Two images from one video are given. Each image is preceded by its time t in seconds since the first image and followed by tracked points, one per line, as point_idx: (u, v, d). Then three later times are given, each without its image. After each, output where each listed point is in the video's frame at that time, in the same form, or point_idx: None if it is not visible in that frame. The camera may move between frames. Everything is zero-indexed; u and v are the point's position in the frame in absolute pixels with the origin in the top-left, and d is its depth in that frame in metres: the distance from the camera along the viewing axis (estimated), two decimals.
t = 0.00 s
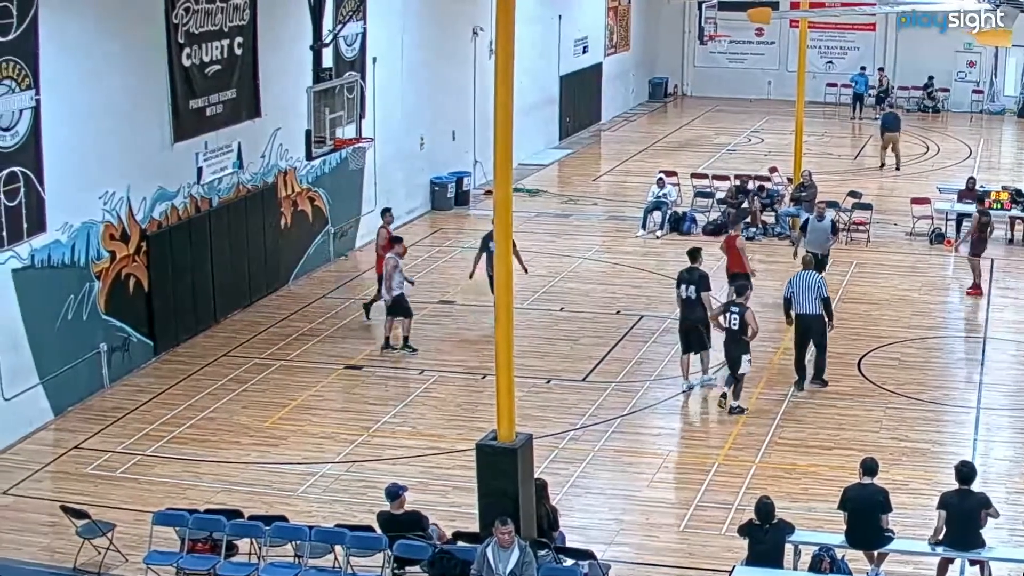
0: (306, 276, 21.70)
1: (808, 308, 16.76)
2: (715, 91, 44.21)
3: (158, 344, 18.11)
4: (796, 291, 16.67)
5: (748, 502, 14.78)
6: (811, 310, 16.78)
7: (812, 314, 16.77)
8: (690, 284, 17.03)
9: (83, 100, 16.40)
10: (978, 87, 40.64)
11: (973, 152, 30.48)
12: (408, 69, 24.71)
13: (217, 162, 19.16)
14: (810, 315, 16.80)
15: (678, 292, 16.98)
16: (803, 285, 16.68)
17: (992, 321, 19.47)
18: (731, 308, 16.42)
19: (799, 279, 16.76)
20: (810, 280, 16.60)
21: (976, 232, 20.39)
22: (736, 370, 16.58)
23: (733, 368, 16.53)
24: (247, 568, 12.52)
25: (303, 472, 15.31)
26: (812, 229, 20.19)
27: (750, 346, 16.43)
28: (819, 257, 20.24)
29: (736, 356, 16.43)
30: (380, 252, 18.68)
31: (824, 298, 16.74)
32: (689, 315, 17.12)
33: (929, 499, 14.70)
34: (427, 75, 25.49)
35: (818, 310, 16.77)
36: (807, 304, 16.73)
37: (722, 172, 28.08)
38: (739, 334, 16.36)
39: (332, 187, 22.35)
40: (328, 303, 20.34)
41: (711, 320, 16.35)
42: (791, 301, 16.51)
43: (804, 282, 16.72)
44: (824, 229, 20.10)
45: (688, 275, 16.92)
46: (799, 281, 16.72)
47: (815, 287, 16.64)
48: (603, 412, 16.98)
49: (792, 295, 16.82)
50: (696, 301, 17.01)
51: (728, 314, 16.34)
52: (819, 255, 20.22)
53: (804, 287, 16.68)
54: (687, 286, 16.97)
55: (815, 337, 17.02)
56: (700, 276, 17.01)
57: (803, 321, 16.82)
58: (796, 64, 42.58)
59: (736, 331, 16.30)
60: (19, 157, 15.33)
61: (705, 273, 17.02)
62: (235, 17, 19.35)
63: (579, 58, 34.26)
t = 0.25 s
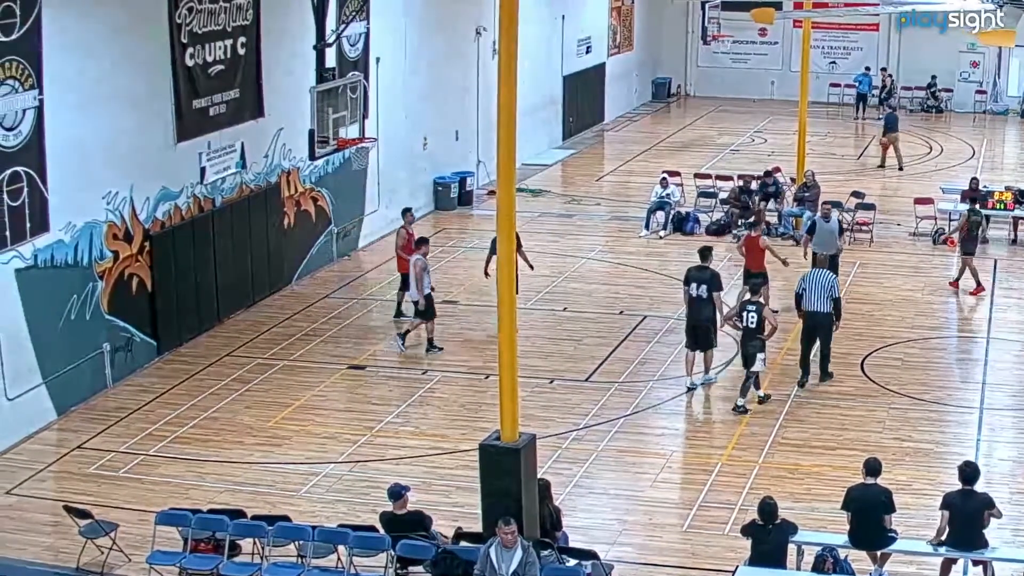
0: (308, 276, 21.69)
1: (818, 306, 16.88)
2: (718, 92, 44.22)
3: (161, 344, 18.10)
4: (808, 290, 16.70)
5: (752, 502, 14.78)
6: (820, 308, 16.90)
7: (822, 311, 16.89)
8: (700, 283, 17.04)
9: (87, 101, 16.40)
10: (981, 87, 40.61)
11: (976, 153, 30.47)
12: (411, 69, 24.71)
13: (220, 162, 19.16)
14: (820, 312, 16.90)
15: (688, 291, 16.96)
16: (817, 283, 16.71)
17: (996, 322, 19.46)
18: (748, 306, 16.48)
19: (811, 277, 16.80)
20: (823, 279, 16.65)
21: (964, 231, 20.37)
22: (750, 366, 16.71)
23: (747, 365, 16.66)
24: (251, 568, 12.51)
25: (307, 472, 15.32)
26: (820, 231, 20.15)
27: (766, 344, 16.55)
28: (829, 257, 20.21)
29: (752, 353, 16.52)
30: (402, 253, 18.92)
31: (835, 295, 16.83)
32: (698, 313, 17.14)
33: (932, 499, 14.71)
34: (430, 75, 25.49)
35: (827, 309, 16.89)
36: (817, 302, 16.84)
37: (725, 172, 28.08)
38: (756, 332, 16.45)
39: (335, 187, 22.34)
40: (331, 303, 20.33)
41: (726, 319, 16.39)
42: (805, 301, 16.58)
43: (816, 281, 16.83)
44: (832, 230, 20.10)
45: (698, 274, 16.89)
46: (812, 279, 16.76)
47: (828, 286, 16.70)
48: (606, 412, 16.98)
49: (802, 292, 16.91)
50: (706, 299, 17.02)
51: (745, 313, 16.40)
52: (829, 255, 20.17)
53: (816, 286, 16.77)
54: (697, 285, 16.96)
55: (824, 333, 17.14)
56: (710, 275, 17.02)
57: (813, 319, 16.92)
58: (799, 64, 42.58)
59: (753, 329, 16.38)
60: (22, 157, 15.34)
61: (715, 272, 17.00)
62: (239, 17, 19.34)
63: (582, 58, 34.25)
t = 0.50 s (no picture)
0: (304, 276, 21.67)
1: (820, 301, 17.13)
2: (714, 91, 44.20)
3: (158, 344, 18.09)
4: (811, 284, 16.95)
5: (748, 501, 14.79)
6: (822, 303, 17.12)
7: (823, 306, 17.12)
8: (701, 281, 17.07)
9: (83, 101, 16.39)
10: (977, 87, 40.66)
11: (972, 152, 30.49)
12: (407, 69, 24.70)
13: (216, 162, 19.15)
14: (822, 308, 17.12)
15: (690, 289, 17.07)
16: (819, 277, 17.00)
17: (992, 321, 19.47)
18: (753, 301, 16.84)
19: (813, 273, 17.06)
20: (826, 273, 16.97)
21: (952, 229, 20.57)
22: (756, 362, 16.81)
23: (753, 360, 16.78)
24: (247, 569, 12.51)
25: (303, 472, 15.32)
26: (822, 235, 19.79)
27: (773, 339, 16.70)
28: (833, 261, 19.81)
29: (756, 348, 16.69)
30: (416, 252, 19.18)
31: (837, 292, 17.08)
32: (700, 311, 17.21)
33: (928, 499, 14.71)
34: (426, 75, 25.48)
35: (829, 304, 17.11)
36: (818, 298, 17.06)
37: (721, 172, 28.09)
38: (760, 326, 16.73)
39: (331, 188, 22.33)
40: (327, 303, 20.32)
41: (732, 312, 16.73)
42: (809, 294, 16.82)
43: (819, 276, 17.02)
44: (835, 234, 19.74)
45: (701, 272, 16.99)
46: (814, 275, 17.04)
47: (830, 281, 16.97)
48: (602, 412, 16.97)
49: (805, 286, 17.16)
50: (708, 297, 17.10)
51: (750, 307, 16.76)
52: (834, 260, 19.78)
53: (819, 280, 16.99)
54: (700, 284, 17.06)
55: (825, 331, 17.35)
56: (713, 274, 17.04)
57: (813, 313, 17.18)
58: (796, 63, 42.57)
59: (757, 323, 16.72)
60: (19, 157, 15.33)
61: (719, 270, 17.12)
62: (235, 17, 19.32)
63: (578, 58, 34.23)
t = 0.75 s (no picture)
0: (298, 275, 21.67)
1: (817, 299, 17.14)
2: (707, 90, 44.20)
3: (152, 344, 18.08)
4: (807, 282, 16.99)
5: (742, 500, 14.79)
6: (819, 300, 17.15)
7: (821, 303, 17.15)
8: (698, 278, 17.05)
9: (76, 101, 16.39)
10: (971, 86, 40.64)
11: (966, 151, 30.50)
12: (401, 68, 24.70)
13: (210, 162, 19.14)
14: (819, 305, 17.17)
15: (687, 287, 17.09)
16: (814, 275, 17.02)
17: (985, 320, 19.47)
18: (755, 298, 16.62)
19: (808, 271, 17.08)
20: (821, 271, 16.98)
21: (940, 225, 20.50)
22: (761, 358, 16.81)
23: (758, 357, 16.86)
24: (241, 569, 12.52)
25: (297, 472, 15.32)
26: (822, 236, 19.53)
27: (776, 334, 16.77)
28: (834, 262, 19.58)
29: (761, 345, 16.72)
30: (424, 251, 19.03)
31: (834, 288, 17.10)
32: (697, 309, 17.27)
33: (922, 498, 14.72)
34: (420, 75, 25.49)
35: (827, 301, 17.14)
36: (815, 295, 17.09)
37: (715, 171, 28.10)
38: (764, 323, 16.61)
39: (324, 187, 22.33)
40: (321, 302, 20.31)
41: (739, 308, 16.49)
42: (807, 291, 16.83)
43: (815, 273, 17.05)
44: (835, 235, 19.45)
45: (698, 270, 17.01)
46: (809, 273, 17.04)
47: (826, 278, 16.99)
48: (596, 412, 16.97)
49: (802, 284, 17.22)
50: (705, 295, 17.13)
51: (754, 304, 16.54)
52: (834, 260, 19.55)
53: (815, 277, 17.02)
54: (697, 281, 17.04)
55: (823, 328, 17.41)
56: (710, 272, 17.05)
57: (812, 311, 17.21)
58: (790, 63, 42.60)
59: (761, 321, 16.61)
60: (12, 157, 15.33)
61: (714, 268, 17.13)
62: (228, 17, 19.32)
63: (571, 58, 34.23)
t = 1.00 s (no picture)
0: (284, 275, 21.67)
1: (804, 290, 17.35)
2: (693, 89, 44.24)
3: (138, 344, 18.08)
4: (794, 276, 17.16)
5: (729, 499, 14.80)
6: (805, 292, 17.37)
7: (807, 295, 17.37)
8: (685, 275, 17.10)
9: (62, 100, 16.38)
10: (957, 84, 40.65)
11: (951, 149, 30.51)
12: (386, 67, 24.71)
13: (196, 161, 19.14)
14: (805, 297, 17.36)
15: (672, 284, 17.10)
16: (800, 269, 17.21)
17: (971, 318, 19.47)
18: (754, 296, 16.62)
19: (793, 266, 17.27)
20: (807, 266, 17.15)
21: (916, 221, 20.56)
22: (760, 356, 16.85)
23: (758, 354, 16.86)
24: (228, 568, 12.53)
25: (284, 471, 15.32)
26: (812, 238, 19.39)
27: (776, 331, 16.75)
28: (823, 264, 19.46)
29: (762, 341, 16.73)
30: (425, 250, 18.98)
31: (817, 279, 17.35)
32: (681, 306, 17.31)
33: (908, 496, 14.72)
34: (406, 74, 25.51)
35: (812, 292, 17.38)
36: (801, 287, 17.31)
37: (701, 169, 28.12)
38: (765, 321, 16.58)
39: (310, 187, 22.33)
40: (307, 302, 20.30)
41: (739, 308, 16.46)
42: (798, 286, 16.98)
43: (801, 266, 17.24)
44: (826, 236, 19.33)
45: (683, 268, 17.02)
46: (795, 266, 17.22)
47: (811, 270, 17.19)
48: (583, 410, 16.98)
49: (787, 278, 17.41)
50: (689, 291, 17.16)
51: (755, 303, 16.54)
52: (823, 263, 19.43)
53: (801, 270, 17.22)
54: (681, 278, 17.09)
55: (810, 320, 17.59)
56: (694, 268, 17.07)
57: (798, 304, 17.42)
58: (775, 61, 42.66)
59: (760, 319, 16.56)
60: None
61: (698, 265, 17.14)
62: (214, 16, 19.32)
63: (557, 57, 34.21)
